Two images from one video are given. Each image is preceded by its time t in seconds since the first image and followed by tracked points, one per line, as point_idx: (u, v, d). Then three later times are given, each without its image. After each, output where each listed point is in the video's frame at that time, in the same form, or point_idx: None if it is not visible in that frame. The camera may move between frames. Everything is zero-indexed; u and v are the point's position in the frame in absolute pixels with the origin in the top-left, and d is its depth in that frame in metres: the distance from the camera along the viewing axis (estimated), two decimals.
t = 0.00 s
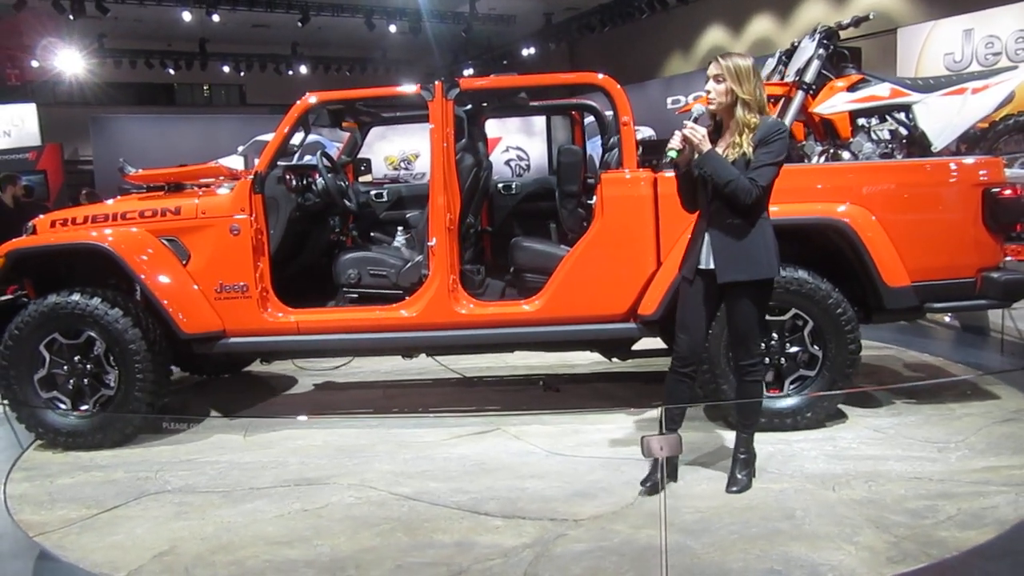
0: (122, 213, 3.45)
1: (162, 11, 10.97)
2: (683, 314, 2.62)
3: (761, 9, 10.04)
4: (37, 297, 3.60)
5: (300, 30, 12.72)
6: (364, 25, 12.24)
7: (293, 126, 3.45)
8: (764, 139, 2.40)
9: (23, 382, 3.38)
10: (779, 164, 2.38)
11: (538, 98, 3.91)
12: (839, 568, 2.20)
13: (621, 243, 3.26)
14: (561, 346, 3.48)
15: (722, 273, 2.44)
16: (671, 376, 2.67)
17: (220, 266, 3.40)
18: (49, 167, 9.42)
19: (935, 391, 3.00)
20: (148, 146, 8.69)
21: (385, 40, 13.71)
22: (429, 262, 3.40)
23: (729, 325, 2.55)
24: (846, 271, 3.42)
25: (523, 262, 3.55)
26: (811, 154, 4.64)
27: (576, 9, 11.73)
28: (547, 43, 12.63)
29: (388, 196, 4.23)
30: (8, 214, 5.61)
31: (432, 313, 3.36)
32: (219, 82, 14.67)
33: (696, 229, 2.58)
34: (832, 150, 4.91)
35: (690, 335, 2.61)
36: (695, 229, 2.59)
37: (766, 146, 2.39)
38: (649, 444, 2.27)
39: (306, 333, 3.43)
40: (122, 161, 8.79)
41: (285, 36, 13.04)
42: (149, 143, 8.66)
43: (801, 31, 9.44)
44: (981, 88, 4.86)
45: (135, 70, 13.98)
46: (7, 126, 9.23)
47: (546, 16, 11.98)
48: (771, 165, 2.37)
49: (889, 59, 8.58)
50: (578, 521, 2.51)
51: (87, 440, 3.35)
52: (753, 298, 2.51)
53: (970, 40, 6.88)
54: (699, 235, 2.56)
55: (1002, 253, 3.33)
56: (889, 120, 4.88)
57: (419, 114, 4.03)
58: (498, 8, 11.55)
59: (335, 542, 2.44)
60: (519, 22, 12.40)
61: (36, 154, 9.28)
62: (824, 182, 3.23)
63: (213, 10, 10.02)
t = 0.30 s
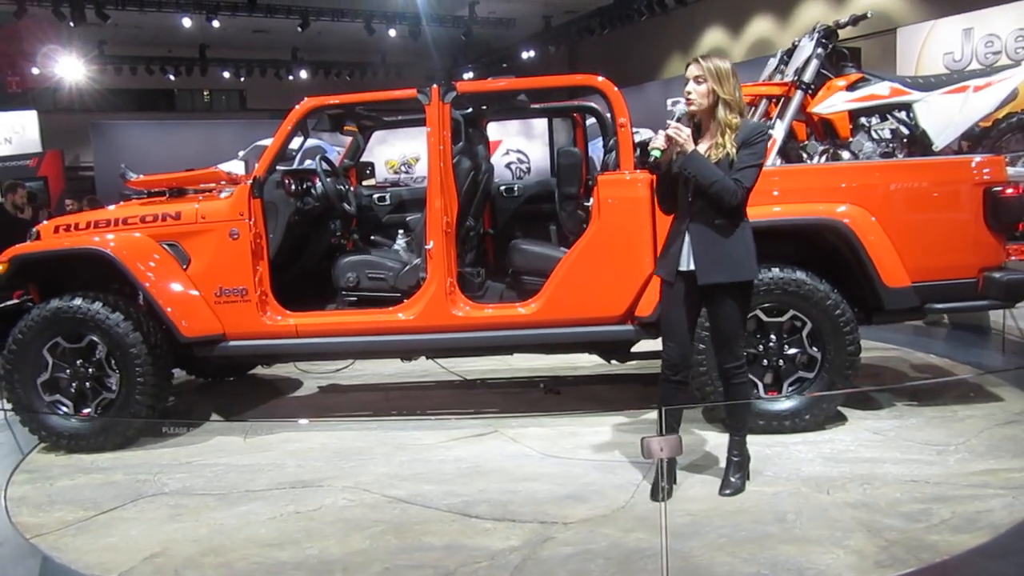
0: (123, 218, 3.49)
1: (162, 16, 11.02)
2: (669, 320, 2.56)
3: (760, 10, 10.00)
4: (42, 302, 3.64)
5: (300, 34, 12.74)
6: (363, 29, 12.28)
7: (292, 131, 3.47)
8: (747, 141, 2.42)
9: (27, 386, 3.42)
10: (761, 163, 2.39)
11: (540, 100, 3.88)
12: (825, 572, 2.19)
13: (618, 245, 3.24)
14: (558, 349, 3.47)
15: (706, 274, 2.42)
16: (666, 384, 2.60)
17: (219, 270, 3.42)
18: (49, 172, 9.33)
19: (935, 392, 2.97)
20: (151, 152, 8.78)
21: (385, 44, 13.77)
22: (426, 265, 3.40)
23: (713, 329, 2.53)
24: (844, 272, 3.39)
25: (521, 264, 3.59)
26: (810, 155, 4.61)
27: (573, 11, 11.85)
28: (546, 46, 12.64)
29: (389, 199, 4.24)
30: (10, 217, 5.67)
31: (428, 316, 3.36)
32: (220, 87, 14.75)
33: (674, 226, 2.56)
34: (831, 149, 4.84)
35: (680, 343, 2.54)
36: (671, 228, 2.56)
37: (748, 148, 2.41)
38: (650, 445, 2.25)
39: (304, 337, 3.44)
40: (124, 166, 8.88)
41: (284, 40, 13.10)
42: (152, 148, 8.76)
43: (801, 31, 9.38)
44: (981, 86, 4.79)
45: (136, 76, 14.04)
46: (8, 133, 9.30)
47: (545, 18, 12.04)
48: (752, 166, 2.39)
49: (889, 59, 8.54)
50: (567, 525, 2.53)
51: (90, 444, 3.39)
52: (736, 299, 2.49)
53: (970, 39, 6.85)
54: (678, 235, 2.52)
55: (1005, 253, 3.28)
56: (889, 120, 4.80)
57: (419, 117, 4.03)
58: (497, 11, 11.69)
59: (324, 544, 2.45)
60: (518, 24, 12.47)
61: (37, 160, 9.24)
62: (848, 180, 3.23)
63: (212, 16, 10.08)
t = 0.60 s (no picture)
0: (122, 225, 3.52)
1: (157, 23, 10.94)
2: (651, 322, 2.50)
3: (756, 6, 10.00)
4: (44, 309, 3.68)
5: (295, 38, 12.60)
6: (358, 33, 12.16)
7: (286, 137, 3.49)
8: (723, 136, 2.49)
9: (30, 392, 3.46)
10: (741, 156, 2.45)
11: (537, 101, 3.86)
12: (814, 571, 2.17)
13: (611, 245, 3.23)
14: (555, 349, 3.46)
15: (693, 270, 2.38)
16: (650, 386, 2.54)
17: (216, 275, 3.44)
18: (46, 181, 8.64)
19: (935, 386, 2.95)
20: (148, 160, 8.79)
21: (378, 47, 13.69)
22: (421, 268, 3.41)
23: (695, 325, 2.52)
24: (839, 269, 3.37)
25: (517, 265, 3.62)
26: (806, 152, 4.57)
27: (568, 11, 11.90)
28: (542, 46, 12.56)
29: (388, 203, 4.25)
30: (6, 226, 5.74)
31: (424, 317, 3.37)
32: (216, 94, 14.46)
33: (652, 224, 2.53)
34: (827, 145, 4.79)
35: (665, 345, 2.50)
36: (649, 226, 2.49)
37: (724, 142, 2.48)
38: (650, 442, 2.31)
39: (302, 340, 3.46)
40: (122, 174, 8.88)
41: (275, 44, 13.03)
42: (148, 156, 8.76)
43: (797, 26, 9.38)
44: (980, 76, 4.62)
45: (132, 83, 13.97)
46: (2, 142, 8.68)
47: (540, 19, 12.05)
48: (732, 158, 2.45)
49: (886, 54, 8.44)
50: (559, 525, 2.53)
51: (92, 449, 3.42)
52: (721, 297, 2.48)
53: (965, 34, 6.68)
54: (659, 232, 2.44)
55: (1005, 246, 3.25)
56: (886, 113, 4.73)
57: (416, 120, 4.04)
58: (493, 12, 11.70)
59: (316, 547, 2.46)
60: (513, 24, 12.42)
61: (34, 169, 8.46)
62: (873, 172, 3.20)
63: (207, 22, 9.68)
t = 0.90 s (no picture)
0: (121, 228, 3.55)
1: (153, 27, 10.90)
2: (638, 325, 2.47)
3: (750, 5, 9.97)
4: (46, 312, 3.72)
5: (291, 40, 12.51)
6: (354, 35, 12.10)
7: (282, 139, 3.50)
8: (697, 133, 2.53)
9: (31, 395, 3.49)
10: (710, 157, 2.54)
11: (535, 100, 3.85)
12: (801, 571, 2.15)
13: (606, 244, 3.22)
14: (550, 350, 3.44)
15: (685, 268, 2.36)
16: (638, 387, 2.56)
17: (214, 277, 3.46)
18: (43, 186, 8.73)
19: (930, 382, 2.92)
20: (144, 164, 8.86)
21: (376, 50, 13.63)
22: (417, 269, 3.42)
23: (678, 322, 2.51)
24: (833, 266, 3.36)
25: (514, 265, 3.62)
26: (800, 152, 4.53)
27: (564, 12, 11.88)
28: (539, 46, 12.53)
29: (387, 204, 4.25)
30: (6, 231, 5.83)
31: (420, 318, 3.37)
32: (212, 96, 14.51)
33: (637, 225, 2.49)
34: (824, 141, 4.86)
35: (653, 346, 2.49)
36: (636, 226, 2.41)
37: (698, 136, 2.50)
38: (649, 443, 2.34)
39: (299, 341, 3.47)
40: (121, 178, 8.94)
41: (274, 48, 13.02)
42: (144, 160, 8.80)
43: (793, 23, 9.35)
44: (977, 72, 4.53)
45: (128, 87, 13.89)
46: None
47: (536, 20, 12.04)
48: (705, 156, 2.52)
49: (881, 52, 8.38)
50: (548, 525, 2.50)
51: (92, 451, 3.45)
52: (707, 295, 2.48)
53: (961, 31, 6.67)
54: (650, 230, 2.38)
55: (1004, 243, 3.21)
56: (884, 109, 4.75)
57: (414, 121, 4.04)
58: (488, 13, 11.66)
59: (305, 548, 2.47)
60: (509, 25, 12.40)
61: (30, 174, 8.62)
62: (900, 167, 3.17)
63: (203, 25, 9.94)
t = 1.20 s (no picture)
0: (122, 227, 3.58)
1: (154, 26, 10.85)
2: (632, 330, 2.44)
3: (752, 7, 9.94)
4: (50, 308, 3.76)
5: (291, 40, 12.44)
6: (355, 34, 12.03)
7: (282, 139, 3.52)
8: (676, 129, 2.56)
9: (33, 391, 3.53)
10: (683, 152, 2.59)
11: (537, 101, 3.83)
12: None
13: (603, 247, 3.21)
14: (546, 352, 3.43)
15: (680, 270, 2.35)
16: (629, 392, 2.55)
17: (214, 276, 3.49)
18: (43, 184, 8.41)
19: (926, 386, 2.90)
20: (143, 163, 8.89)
21: (374, 50, 13.56)
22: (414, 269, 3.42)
23: (667, 323, 2.49)
24: (832, 269, 3.33)
25: (513, 267, 3.63)
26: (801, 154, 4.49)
27: (565, 13, 11.81)
28: (539, 47, 12.47)
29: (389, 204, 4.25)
30: (5, 230, 5.89)
31: (417, 318, 3.38)
32: (212, 95, 14.44)
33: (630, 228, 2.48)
34: (824, 144, 4.59)
35: (646, 350, 2.47)
36: (629, 229, 2.37)
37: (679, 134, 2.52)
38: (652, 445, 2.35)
39: (297, 340, 3.48)
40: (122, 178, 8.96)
41: (275, 48, 12.98)
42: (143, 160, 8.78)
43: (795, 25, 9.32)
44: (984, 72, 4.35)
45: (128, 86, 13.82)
46: None
47: (536, 21, 11.94)
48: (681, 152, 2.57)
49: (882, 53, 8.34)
50: (536, 527, 2.49)
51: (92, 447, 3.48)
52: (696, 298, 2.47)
53: (961, 34, 6.64)
54: (645, 233, 2.36)
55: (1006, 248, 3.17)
56: (885, 111, 4.54)
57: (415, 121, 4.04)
58: (489, 13, 11.58)
59: (293, 546, 2.48)
60: (510, 26, 12.35)
61: (30, 173, 8.29)
62: (922, 169, 3.13)
63: (204, 25, 9.77)
